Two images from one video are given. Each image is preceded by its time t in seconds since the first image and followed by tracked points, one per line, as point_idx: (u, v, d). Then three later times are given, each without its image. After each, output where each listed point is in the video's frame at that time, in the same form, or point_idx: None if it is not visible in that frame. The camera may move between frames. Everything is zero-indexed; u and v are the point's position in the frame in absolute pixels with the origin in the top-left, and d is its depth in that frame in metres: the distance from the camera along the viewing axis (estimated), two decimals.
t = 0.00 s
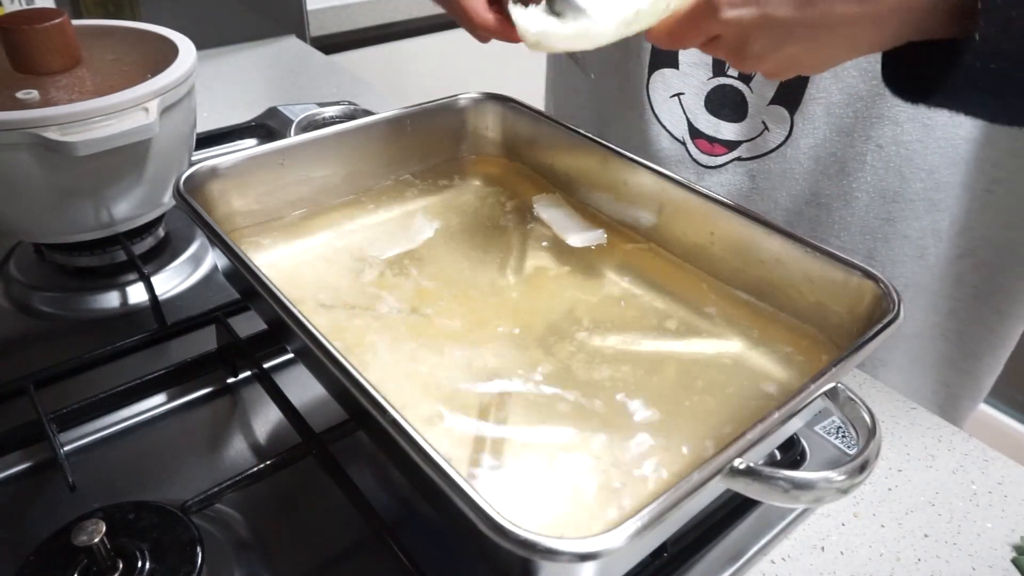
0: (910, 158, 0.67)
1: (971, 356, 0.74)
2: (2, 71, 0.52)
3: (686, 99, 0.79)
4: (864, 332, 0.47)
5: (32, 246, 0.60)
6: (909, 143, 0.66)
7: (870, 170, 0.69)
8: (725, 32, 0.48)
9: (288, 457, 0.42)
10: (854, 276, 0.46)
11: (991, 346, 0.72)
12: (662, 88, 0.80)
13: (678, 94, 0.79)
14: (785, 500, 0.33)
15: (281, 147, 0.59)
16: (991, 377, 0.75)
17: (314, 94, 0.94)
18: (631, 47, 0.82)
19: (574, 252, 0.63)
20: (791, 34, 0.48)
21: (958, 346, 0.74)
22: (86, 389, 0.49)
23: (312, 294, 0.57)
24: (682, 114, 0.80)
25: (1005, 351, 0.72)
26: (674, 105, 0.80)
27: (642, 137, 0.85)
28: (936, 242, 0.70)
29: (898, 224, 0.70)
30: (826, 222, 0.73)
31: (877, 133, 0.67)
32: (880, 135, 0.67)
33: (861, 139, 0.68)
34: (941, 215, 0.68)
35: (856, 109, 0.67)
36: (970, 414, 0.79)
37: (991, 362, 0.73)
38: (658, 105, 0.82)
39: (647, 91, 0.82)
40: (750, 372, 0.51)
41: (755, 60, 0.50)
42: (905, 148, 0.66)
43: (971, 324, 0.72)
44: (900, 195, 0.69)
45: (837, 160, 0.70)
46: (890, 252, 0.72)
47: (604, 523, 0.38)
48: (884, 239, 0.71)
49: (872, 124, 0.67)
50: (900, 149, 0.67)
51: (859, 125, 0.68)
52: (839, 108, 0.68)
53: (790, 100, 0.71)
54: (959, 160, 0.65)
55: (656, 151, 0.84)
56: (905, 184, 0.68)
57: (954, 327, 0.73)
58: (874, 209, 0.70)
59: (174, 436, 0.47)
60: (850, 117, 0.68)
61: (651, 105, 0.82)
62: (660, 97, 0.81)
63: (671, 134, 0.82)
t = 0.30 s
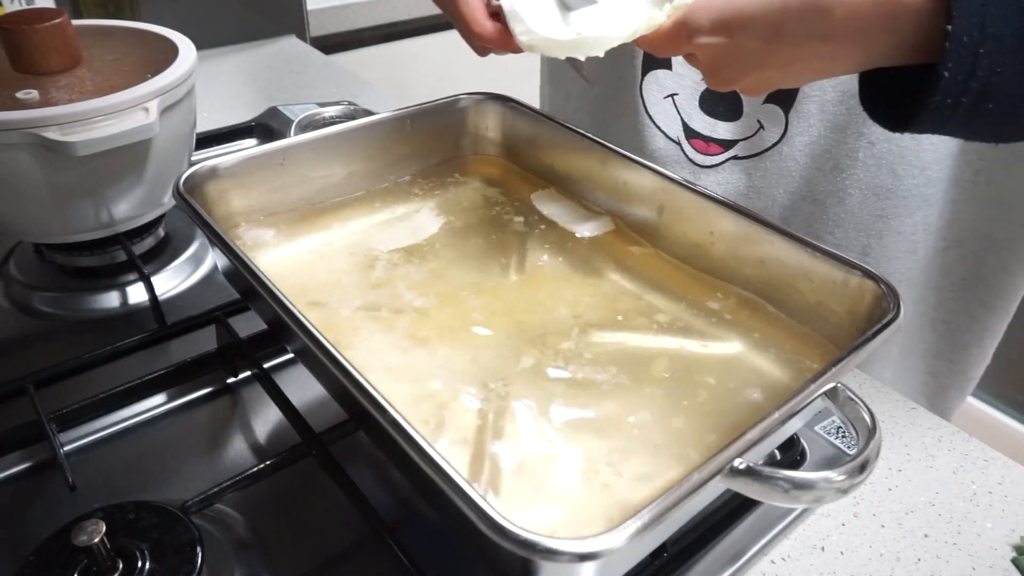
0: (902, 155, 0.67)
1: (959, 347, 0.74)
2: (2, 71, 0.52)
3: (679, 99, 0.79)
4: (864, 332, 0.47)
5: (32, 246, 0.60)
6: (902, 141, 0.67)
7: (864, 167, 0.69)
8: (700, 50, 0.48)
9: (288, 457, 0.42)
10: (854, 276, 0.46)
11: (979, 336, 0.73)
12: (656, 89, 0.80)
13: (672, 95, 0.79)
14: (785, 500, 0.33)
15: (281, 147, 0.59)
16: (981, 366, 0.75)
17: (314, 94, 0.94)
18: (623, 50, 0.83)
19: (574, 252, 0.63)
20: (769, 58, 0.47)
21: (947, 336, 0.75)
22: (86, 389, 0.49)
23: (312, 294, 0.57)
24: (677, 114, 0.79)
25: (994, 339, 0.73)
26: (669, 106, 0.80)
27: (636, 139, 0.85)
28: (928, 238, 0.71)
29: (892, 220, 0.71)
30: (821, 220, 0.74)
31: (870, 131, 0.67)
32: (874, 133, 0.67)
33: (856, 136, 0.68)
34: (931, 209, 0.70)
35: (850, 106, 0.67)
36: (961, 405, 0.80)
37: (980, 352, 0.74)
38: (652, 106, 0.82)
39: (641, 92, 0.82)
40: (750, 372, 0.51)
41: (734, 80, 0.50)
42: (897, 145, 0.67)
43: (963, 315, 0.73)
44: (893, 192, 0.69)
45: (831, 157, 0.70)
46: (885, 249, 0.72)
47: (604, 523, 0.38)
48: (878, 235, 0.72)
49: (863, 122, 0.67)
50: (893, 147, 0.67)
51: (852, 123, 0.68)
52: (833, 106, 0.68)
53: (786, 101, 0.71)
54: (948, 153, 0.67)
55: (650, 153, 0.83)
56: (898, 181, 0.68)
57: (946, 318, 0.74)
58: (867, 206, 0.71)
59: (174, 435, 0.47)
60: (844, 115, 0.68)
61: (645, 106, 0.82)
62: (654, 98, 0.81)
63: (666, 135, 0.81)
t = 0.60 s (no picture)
0: (894, 154, 0.67)
1: (951, 342, 0.74)
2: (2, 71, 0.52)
3: (673, 99, 0.79)
4: (863, 332, 0.47)
5: (32, 246, 0.60)
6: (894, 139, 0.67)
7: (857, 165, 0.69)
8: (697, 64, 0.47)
9: (288, 457, 0.42)
10: (854, 276, 0.46)
11: (972, 332, 0.73)
12: (649, 89, 0.80)
13: (666, 94, 0.79)
14: (785, 500, 0.33)
15: (281, 147, 0.59)
16: (973, 363, 0.75)
17: (314, 94, 0.94)
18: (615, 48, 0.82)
19: (573, 252, 0.62)
20: (751, 70, 0.47)
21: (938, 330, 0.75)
22: (86, 389, 0.49)
23: (312, 294, 0.57)
24: (671, 114, 0.79)
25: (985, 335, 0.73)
26: (662, 105, 0.80)
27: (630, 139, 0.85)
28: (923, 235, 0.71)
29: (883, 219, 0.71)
30: (815, 219, 0.74)
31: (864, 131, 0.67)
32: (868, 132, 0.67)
33: (848, 135, 0.68)
34: (924, 206, 0.70)
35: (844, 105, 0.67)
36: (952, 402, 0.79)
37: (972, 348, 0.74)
38: (645, 105, 0.81)
39: (634, 90, 0.82)
40: (750, 372, 0.51)
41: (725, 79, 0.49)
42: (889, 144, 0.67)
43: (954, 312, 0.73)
44: (886, 190, 0.69)
45: (825, 156, 0.70)
46: (879, 247, 0.72)
47: (604, 523, 0.38)
48: (871, 233, 0.72)
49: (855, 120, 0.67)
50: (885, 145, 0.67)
51: (844, 121, 0.68)
52: (825, 105, 0.68)
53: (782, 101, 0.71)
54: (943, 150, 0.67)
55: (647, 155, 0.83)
56: (891, 179, 0.69)
57: (940, 313, 0.74)
58: (860, 204, 0.71)
59: (174, 435, 0.47)
60: (837, 114, 0.68)
61: (638, 106, 0.82)
62: (647, 97, 0.81)
63: (660, 134, 0.81)
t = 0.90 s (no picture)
0: (894, 146, 0.68)
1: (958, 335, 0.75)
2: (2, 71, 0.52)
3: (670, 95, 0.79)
4: (864, 332, 0.47)
5: (32, 246, 0.60)
6: (893, 131, 0.67)
7: (857, 157, 0.70)
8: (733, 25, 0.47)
9: (288, 457, 0.42)
10: (855, 276, 0.46)
11: (979, 324, 0.73)
12: (647, 85, 0.80)
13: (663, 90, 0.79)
14: (785, 500, 0.33)
15: (281, 147, 0.59)
16: (985, 357, 0.76)
17: (314, 94, 0.94)
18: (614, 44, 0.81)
19: (573, 252, 0.62)
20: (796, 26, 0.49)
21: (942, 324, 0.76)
22: (86, 389, 0.49)
23: (312, 293, 0.57)
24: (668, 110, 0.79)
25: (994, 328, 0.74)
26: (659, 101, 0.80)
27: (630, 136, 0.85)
28: (924, 230, 0.71)
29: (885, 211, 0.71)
30: (815, 212, 0.74)
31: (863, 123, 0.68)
32: (866, 126, 0.68)
33: (847, 128, 0.69)
34: (927, 201, 0.69)
35: (844, 99, 0.68)
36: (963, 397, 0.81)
37: (982, 343, 0.75)
38: (643, 102, 0.82)
39: (632, 86, 0.82)
40: (750, 373, 0.51)
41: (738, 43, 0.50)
42: (887, 136, 0.68)
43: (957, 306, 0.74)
44: (886, 182, 0.69)
45: (823, 150, 0.71)
46: (879, 240, 0.73)
47: (604, 523, 0.38)
48: (871, 227, 0.72)
49: (853, 113, 0.68)
50: (883, 137, 0.68)
51: (843, 115, 0.69)
52: (824, 99, 0.69)
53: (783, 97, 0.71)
54: (942, 144, 0.67)
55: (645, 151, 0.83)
56: (891, 172, 0.69)
57: (944, 310, 0.75)
58: (859, 196, 0.71)
59: (174, 435, 0.47)
60: (835, 107, 0.69)
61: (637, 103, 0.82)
62: (645, 94, 0.81)
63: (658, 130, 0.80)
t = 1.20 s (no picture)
0: (899, 131, 0.71)
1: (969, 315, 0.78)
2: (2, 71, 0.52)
3: (675, 82, 0.78)
4: (864, 332, 0.47)
5: (32, 246, 0.60)
6: (898, 116, 0.70)
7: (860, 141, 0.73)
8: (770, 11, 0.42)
9: (288, 457, 0.42)
10: (855, 276, 0.46)
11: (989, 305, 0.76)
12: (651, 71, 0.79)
13: (667, 78, 0.79)
14: (785, 500, 0.33)
15: (281, 147, 0.59)
16: (997, 342, 0.79)
17: (314, 94, 0.94)
18: (626, 29, 0.81)
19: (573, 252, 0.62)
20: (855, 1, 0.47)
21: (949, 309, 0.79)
22: (87, 388, 0.49)
23: (314, 294, 0.57)
24: (672, 97, 0.79)
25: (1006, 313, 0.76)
26: (663, 88, 0.79)
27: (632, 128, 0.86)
28: (930, 213, 0.75)
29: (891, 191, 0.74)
30: (820, 196, 0.77)
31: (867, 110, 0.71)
32: (869, 112, 0.71)
33: (852, 113, 0.71)
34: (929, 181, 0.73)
35: (849, 86, 0.71)
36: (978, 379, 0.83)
37: (993, 327, 0.78)
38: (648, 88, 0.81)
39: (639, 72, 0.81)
40: (750, 373, 0.51)
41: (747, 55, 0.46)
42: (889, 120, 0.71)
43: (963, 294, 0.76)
44: (891, 164, 0.73)
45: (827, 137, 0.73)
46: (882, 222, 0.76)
47: (605, 523, 0.38)
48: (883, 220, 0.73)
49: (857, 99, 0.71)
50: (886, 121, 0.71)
51: (848, 102, 0.71)
52: (828, 87, 0.71)
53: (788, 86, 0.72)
54: (944, 128, 0.70)
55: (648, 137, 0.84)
56: (895, 154, 0.73)
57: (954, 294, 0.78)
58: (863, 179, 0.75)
59: (174, 436, 0.47)
60: (840, 94, 0.71)
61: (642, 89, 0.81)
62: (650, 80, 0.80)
63: (661, 116, 0.81)
